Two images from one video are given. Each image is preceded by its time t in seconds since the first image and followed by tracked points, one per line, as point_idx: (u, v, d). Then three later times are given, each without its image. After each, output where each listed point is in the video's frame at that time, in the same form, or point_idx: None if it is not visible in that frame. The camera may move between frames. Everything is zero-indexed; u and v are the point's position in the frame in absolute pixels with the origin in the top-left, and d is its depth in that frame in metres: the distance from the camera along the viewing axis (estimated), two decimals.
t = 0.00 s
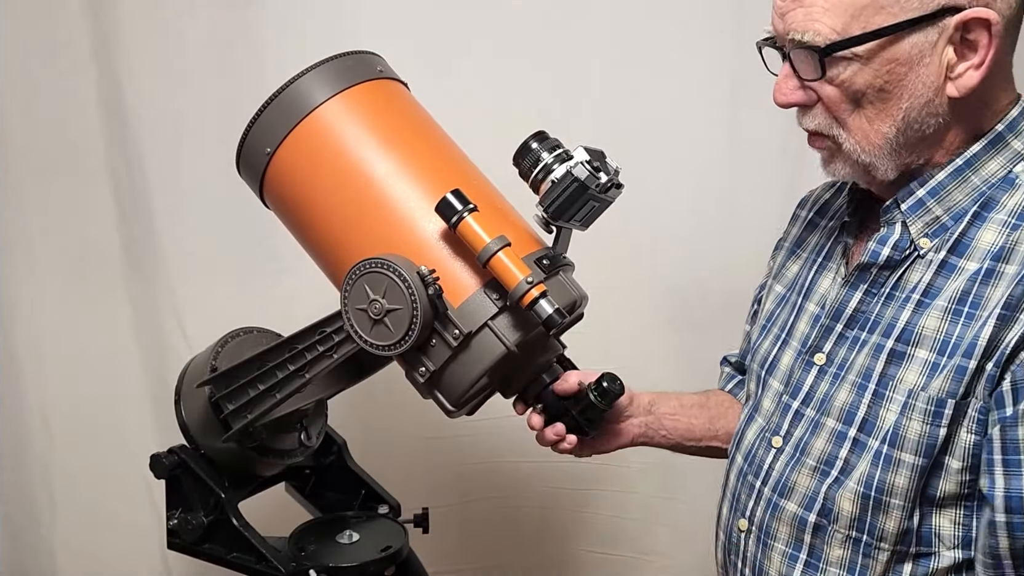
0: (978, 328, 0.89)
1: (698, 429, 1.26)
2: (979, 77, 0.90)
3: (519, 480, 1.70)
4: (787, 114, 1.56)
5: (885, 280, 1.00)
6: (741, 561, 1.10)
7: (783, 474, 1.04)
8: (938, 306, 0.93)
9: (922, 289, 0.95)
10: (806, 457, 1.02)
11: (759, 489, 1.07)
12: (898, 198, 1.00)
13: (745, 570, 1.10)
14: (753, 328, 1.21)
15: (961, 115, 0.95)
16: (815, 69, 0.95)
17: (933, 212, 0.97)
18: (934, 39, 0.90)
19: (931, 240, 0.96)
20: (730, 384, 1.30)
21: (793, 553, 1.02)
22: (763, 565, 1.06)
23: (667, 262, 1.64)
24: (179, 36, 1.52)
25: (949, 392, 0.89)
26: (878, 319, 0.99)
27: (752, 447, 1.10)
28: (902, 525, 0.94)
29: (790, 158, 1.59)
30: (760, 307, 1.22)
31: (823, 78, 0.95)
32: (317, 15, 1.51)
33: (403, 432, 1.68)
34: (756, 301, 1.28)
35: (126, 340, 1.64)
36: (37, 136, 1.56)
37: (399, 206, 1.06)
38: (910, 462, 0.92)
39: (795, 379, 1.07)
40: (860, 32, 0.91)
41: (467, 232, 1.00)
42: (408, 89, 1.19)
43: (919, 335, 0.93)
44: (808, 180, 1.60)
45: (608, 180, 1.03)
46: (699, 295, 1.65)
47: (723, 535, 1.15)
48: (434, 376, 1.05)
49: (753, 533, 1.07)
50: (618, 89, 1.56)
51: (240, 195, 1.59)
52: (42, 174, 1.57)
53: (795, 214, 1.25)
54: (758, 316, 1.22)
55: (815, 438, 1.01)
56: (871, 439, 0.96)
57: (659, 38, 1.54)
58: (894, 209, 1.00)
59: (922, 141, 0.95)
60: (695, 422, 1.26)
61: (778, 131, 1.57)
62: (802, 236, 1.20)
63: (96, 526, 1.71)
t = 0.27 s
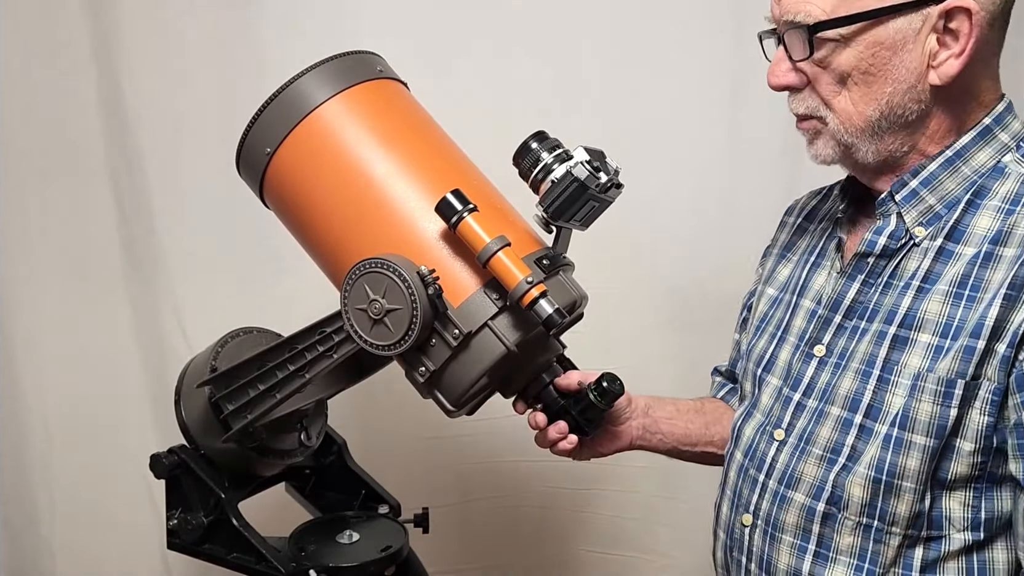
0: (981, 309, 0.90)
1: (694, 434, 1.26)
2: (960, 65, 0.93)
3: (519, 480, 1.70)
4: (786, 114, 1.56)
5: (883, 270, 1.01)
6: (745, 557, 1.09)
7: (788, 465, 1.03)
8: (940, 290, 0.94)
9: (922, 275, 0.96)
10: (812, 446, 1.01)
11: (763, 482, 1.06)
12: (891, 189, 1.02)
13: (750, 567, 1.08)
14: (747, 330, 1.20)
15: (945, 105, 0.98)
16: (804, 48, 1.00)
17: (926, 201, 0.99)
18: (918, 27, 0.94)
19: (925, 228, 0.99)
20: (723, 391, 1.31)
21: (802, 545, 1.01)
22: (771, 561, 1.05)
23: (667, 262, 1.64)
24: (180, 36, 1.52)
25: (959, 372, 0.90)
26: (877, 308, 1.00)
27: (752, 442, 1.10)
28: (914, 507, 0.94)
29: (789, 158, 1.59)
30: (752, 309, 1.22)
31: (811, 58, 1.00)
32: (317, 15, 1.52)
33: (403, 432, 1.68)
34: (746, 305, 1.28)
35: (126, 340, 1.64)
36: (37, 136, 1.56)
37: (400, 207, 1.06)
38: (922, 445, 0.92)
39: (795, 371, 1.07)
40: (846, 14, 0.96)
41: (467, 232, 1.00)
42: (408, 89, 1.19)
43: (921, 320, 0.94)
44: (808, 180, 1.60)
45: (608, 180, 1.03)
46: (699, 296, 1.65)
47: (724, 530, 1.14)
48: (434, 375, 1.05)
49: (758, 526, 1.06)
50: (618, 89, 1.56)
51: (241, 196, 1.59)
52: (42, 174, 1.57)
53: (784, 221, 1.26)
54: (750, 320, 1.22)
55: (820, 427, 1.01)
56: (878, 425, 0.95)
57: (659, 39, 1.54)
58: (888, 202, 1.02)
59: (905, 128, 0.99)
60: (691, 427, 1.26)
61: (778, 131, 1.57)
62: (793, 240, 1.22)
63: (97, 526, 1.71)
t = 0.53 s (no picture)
0: (990, 297, 0.91)
1: (693, 435, 1.26)
2: (951, 55, 0.94)
3: (519, 480, 1.70)
4: (786, 114, 1.56)
5: (884, 262, 1.02)
6: (752, 550, 1.08)
7: (796, 456, 1.03)
8: (945, 280, 0.95)
9: (926, 266, 0.97)
10: (821, 436, 1.01)
11: (770, 474, 1.06)
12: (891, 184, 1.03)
13: (758, 561, 1.07)
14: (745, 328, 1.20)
15: (939, 95, 0.99)
16: (800, 37, 1.00)
17: (926, 195, 1.00)
18: (912, 17, 0.95)
19: (926, 221, 0.99)
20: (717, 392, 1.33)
21: (813, 535, 1.01)
22: (782, 554, 1.04)
23: (667, 262, 1.64)
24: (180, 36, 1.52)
25: (970, 359, 0.90)
26: (879, 300, 1.00)
27: (755, 436, 1.09)
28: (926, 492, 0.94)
29: (789, 158, 1.59)
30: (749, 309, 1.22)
31: (807, 47, 1.01)
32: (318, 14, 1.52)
33: (403, 432, 1.68)
34: (740, 306, 1.28)
35: (126, 340, 1.64)
36: (37, 136, 1.56)
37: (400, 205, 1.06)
38: (934, 431, 0.92)
39: (798, 364, 1.07)
40: (842, 3, 0.97)
41: (467, 232, 1.00)
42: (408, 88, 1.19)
43: (926, 309, 0.95)
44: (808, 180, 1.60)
45: (608, 180, 1.03)
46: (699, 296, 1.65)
47: (729, 523, 1.13)
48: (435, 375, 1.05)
49: (767, 518, 1.06)
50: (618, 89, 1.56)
51: (241, 196, 1.59)
52: (42, 174, 1.57)
53: (776, 222, 1.27)
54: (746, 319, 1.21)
55: (829, 417, 1.01)
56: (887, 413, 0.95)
57: (659, 39, 1.54)
58: (888, 196, 1.03)
59: (901, 116, 0.99)
60: (690, 427, 1.26)
61: (778, 131, 1.57)
62: (787, 239, 1.22)
63: (96, 526, 1.71)
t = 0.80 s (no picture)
0: (996, 293, 0.91)
1: (695, 433, 1.26)
2: (960, 52, 0.94)
3: (519, 480, 1.70)
4: (786, 114, 1.56)
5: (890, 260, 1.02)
6: (759, 547, 1.08)
7: (805, 454, 1.03)
8: (951, 276, 0.95)
9: (931, 263, 0.97)
10: (829, 433, 1.01)
11: (776, 471, 1.05)
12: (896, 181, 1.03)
13: (766, 558, 1.07)
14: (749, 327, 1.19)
15: (947, 92, 0.99)
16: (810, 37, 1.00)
17: (930, 192, 1.00)
18: (921, 15, 0.95)
19: (931, 219, 0.99)
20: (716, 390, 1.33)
21: (820, 531, 1.01)
22: (789, 551, 1.04)
23: (667, 263, 1.64)
24: (180, 35, 1.52)
25: (977, 354, 0.90)
26: (886, 297, 1.00)
27: (760, 433, 1.09)
28: (935, 488, 0.94)
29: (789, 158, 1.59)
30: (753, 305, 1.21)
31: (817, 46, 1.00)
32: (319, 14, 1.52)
33: (402, 432, 1.68)
34: (742, 305, 1.29)
35: (126, 340, 1.64)
36: (37, 135, 1.56)
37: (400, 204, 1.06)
38: (943, 426, 0.92)
39: (806, 361, 1.07)
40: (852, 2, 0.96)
41: (467, 233, 1.00)
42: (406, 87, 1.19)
43: (933, 306, 0.95)
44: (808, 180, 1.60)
45: (608, 180, 1.03)
46: (699, 296, 1.65)
47: (734, 519, 1.13)
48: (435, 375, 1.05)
49: (773, 515, 1.05)
50: (618, 89, 1.56)
51: (241, 196, 1.59)
52: (42, 174, 1.57)
53: (778, 220, 1.27)
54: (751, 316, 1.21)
55: (837, 414, 1.01)
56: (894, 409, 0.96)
57: (659, 39, 1.54)
58: (893, 194, 1.03)
59: (909, 114, 0.99)
60: (690, 425, 1.26)
61: (778, 131, 1.57)
62: (790, 238, 1.22)
63: (96, 526, 1.71)
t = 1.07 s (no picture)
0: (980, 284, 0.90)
1: (697, 426, 1.28)
2: (986, 61, 0.94)
3: (519, 480, 1.70)
4: (786, 114, 1.56)
5: (897, 259, 1.02)
6: (758, 540, 1.11)
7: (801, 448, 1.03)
8: (944, 272, 0.95)
9: (930, 260, 0.97)
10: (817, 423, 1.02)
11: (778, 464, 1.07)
12: (909, 180, 1.03)
13: (763, 551, 1.09)
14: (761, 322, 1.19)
15: (971, 99, 0.99)
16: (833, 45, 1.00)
17: (942, 193, 1.00)
18: (947, 23, 0.94)
19: (939, 219, 1.00)
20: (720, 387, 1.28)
21: (814, 522, 1.04)
22: (786, 544, 1.07)
23: (666, 263, 1.64)
24: (180, 35, 1.52)
25: (945, 341, 0.91)
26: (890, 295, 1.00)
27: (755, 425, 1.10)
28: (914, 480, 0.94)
29: (790, 158, 1.59)
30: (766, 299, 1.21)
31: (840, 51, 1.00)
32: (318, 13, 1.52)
33: (402, 433, 1.69)
34: (755, 297, 1.28)
35: (126, 340, 1.64)
36: (36, 135, 1.56)
37: (399, 206, 1.06)
38: (910, 410, 0.93)
39: (812, 360, 1.06)
40: (878, 10, 0.96)
41: (467, 233, 1.00)
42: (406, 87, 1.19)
43: (924, 300, 0.95)
44: (807, 180, 1.60)
45: (608, 180, 1.03)
46: (699, 296, 1.65)
47: (736, 513, 1.16)
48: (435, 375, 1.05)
49: (774, 510, 1.08)
50: (618, 89, 1.56)
51: (240, 196, 1.59)
52: (42, 174, 1.57)
53: (798, 214, 1.28)
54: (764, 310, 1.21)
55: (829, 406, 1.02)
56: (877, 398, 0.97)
57: (659, 39, 1.54)
58: (906, 190, 1.03)
59: (933, 122, 1.00)
60: (692, 419, 1.28)
61: (778, 131, 1.57)
62: (806, 233, 1.23)
63: (96, 526, 1.71)
